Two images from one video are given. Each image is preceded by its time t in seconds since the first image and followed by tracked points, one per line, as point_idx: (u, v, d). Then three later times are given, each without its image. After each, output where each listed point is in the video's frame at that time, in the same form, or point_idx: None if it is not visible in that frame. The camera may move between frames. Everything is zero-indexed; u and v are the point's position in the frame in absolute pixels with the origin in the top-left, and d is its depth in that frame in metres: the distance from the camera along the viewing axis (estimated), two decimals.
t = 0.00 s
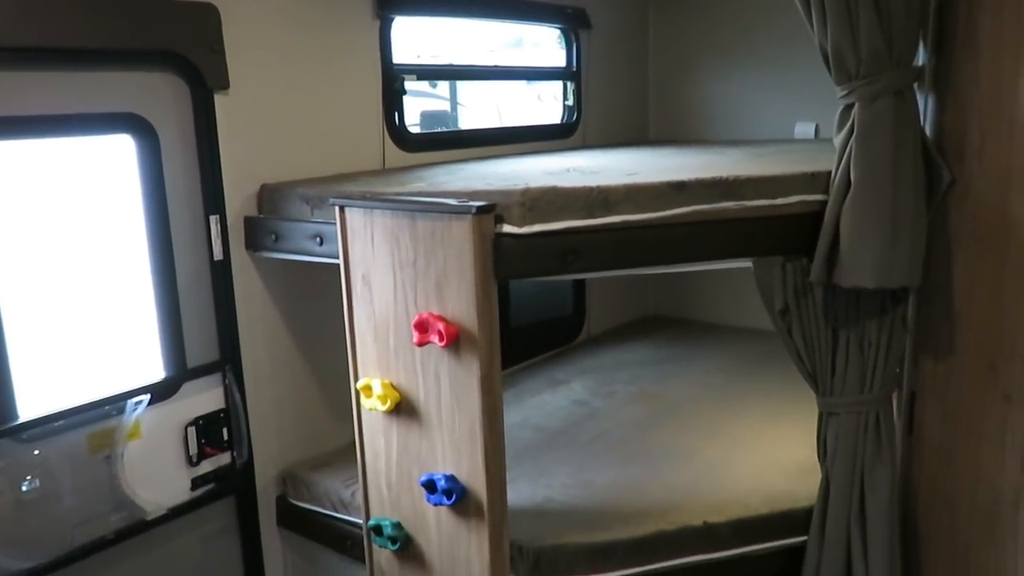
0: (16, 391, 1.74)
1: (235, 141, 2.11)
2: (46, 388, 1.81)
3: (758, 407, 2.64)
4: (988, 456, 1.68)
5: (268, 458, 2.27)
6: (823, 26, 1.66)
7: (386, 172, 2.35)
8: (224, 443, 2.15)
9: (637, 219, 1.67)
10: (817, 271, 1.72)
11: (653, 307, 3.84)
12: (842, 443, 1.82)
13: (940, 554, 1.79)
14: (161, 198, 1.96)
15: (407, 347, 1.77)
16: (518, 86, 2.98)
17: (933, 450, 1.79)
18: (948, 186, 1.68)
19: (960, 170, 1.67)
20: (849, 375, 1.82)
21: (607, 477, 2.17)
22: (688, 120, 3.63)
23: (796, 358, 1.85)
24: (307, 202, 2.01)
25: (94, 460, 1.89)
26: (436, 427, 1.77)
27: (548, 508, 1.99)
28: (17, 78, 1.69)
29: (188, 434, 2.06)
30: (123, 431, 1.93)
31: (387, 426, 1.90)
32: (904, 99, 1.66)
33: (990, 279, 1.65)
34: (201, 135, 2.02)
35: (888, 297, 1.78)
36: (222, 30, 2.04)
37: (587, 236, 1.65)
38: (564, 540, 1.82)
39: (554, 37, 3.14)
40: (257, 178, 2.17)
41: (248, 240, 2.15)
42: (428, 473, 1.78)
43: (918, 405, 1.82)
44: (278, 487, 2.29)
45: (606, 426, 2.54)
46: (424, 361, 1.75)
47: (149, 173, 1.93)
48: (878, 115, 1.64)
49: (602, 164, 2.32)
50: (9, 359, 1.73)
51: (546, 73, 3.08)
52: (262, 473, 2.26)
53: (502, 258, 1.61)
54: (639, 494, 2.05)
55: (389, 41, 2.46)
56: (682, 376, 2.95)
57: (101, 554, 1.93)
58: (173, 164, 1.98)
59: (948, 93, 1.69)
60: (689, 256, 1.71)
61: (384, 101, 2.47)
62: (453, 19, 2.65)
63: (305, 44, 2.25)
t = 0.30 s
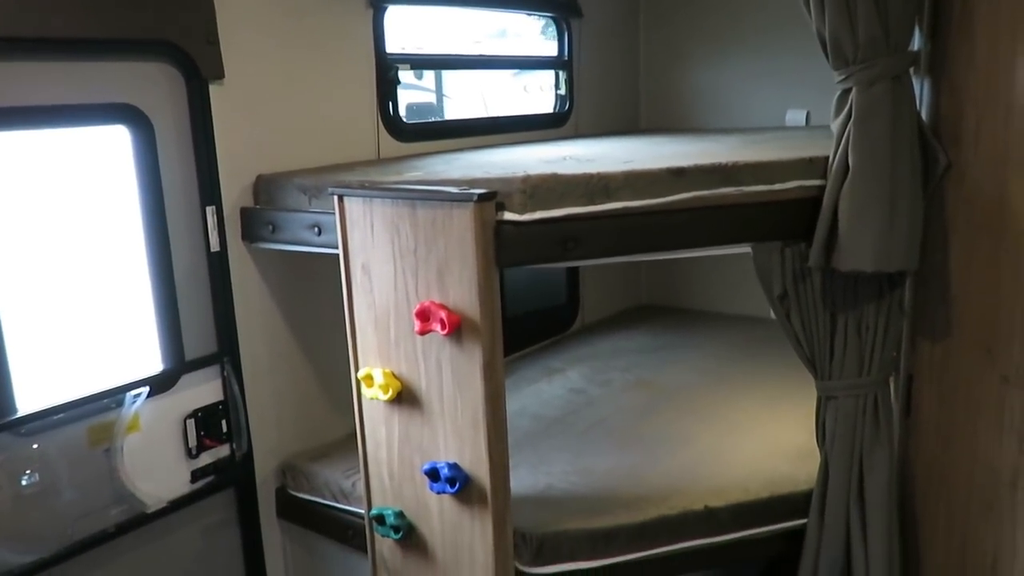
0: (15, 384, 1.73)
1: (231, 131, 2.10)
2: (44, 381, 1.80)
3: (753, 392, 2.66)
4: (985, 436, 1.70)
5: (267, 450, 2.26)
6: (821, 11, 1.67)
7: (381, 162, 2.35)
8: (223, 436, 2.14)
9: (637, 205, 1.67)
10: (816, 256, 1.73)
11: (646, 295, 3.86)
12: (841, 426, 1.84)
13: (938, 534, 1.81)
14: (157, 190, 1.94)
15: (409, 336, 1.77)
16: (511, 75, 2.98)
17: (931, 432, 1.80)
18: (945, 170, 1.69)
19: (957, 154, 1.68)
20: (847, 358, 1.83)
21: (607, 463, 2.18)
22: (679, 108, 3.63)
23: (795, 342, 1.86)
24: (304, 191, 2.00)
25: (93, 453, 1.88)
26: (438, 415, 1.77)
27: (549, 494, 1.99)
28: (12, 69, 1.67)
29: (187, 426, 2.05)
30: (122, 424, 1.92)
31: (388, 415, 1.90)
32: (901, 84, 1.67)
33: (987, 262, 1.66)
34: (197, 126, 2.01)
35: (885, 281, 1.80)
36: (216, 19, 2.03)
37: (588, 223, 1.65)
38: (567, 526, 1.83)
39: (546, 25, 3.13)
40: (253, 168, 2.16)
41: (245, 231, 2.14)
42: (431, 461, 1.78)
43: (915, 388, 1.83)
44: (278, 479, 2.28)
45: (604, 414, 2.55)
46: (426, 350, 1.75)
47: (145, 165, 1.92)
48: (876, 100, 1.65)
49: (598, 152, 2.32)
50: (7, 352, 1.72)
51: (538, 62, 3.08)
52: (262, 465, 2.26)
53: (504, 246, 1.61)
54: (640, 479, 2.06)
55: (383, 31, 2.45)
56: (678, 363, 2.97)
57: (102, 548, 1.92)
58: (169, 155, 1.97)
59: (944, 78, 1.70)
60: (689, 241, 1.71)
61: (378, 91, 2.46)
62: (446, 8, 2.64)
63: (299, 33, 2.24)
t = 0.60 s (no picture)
0: (15, 375, 1.72)
1: (228, 120, 2.08)
2: (44, 372, 1.78)
3: (750, 378, 2.67)
4: (987, 417, 1.73)
5: (267, 441, 2.26)
6: None
7: (379, 151, 2.34)
8: (223, 426, 2.14)
9: (640, 191, 1.67)
10: (817, 241, 1.74)
11: (640, 285, 3.87)
12: (842, 410, 1.85)
13: (938, 516, 1.83)
14: (156, 180, 1.93)
15: (412, 324, 1.77)
16: (504, 64, 2.97)
17: (931, 415, 1.82)
18: (945, 154, 1.70)
19: (957, 137, 1.69)
20: (847, 342, 1.84)
21: (608, 449, 2.19)
22: (673, 97, 3.64)
23: (795, 326, 1.87)
24: (303, 180, 1.99)
25: (94, 445, 1.87)
26: (442, 403, 1.77)
27: (552, 481, 2.00)
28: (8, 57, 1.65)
29: (187, 417, 2.04)
30: (122, 416, 1.91)
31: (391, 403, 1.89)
32: (901, 68, 1.67)
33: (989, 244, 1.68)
34: (194, 115, 1.99)
35: (885, 266, 1.81)
36: (212, 7, 2.01)
37: (591, 208, 1.65)
38: (571, 512, 1.84)
39: (540, 14, 3.13)
40: (252, 158, 2.15)
41: (243, 220, 2.13)
42: (436, 450, 1.78)
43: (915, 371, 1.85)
44: (278, 470, 2.28)
45: (603, 401, 2.56)
46: (429, 337, 1.75)
47: (142, 154, 1.90)
48: (877, 85, 1.66)
49: (596, 140, 2.32)
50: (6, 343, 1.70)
51: (532, 51, 3.08)
52: (262, 456, 2.25)
53: (508, 232, 1.61)
54: (642, 465, 2.07)
55: (379, 19, 2.44)
56: (674, 351, 2.98)
57: (104, 541, 1.91)
58: (166, 144, 1.95)
59: (942, 62, 1.71)
60: (692, 227, 1.72)
61: (374, 80, 2.45)
62: None
63: (295, 21, 2.23)
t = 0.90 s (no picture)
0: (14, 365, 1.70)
1: (226, 109, 2.07)
2: (43, 363, 1.77)
3: (747, 366, 2.68)
4: (988, 400, 1.74)
5: (266, 431, 2.25)
6: None
7: (377, 140, 2.33)
8: (222, 417, 2.12)
9: (644, 177, 1.67)
10: (819, 226, 1.74)
11: (635, 275, 3.87)
12: (843, 396, 1.86)
13: (939, 500, 1.84)
14: (153, 168, 1.91)
15: (415, 311, 1.76)
16: (500, 53, 2.96)
17: (932, 399, 1.83)
18: (947, 139, 1.71)
19: (959, 123, 1.70)
20: (849, 328, 1.85)
21: (609, 437, 2.19)
22: (667, 86, 3.64)
23: (796, 311, 1.88)
24: (303, 168, 1.97)
25: (93, 435, 1.85)
26: (445, 391, 1.77)
27: (554, 468, 2.00)
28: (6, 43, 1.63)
29: (187, 407, 2.03)
30: (122, 406, 1.90)
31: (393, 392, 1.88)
32: (904, 54, 1.68)
33: (991, 229, 1.69)
34: (193, 102, 1.97)
35: (886, 251, 1.81)
36: None
37: (595, 195, 1.64)
38: (575, 499, 1.84)
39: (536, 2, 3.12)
40: (249, 146, 2.13)
41: (242, 209, 2.11)
42: (439, 438, 1.78)
43: (915, 357, 1.85)
44: (278, 460, 2.27)
45: (602, 390, 2.56)
46: (432, 325, 1.75)
47: (140, 142, 1.88)
48: (879, 70, 1.66)
49: (595, 128, 2.32)
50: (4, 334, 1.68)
51: (528, 39, 3.07)
52: (262, 446, 2.24)
53: (512, 219, 1.60)
54: (643, 452, 2.07)
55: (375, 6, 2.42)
56: (671, 339, 2.99)
57: (105, 532, 1.90)
58: (164, 132, 1.93)
59: (944, 48, 1.71)
60: (695, 213, 1.72)
61: (371, 68, 2.44)
62: None
63: (292, 8, 2.21)
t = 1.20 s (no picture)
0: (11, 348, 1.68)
1: (224, 90, 2.04)
2: (40, 347, 1.75)
3: (745, 350, 2.69)
4: (989, 383, 1.74)
5: (264, 416, 2.23)
6: None
7: (375, 122, 2.31)
8: (220, 401, 2.11)
9: (647, 159, 1.66)
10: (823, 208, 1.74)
11: (631, 260, 3.87)
12: (844, 379, 1.86)
13: (938, 482, 1.85)
14: (150, 150, 1.88)
15: (417, 294, 1.75)
16: (497, 36, 2.93)
17: (932, 381, 1.83)
18: (950, 122, 1.71)
19: (962, 105, 1.70)
20: (851, 311, 1.85)
21: (609, 421, 2.19)
22: (663, 71, 3.62)
23: (798, 295, 1.88)
24: (302, 150, 1.95)
25: (91, 419, 1.84)
26: (447, 374, 1.76)
27: (556, 452, 1.99)
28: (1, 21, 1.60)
29: (185, 391, 2.02)
30: (119, 390, 1.88)
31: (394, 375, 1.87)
32: (907, 36, 1.67)
33: (994, 211, 1.69)
34: (190, 84, 1.95)
35: (888, 234, 1.81)
36: None
37: (598, 176, 1.63)
38: (577, 482, 1.84)
39: None
40: (247, 128, 2.11)
41: (240, 192, 2.09)
42: (441, 421, 1.77)
43: (916, 339, 1.86)
44: (276, 444, 2.25)
45: (601, 374, 2.56)
46: (435, 308, 1.73)
47: (137, 123, 1.86)
48: (883, 52, 1.65)
49: (594, 111, 2.31)
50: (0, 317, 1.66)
51: (525, 23, 3.05)
52: (260, 430, 2.22)
53: (516, 200, 1.59)
54: (644, 435, 2.07)
55: None
56: (668, 324, 2.99)
57: (103, 516, 1.89)
58: (161, 113, 1.91)
59: (947, 30, 1.71)
60: (699, 195, 1.71)
61: (368, 50, 2.41)
62: None
63: None
